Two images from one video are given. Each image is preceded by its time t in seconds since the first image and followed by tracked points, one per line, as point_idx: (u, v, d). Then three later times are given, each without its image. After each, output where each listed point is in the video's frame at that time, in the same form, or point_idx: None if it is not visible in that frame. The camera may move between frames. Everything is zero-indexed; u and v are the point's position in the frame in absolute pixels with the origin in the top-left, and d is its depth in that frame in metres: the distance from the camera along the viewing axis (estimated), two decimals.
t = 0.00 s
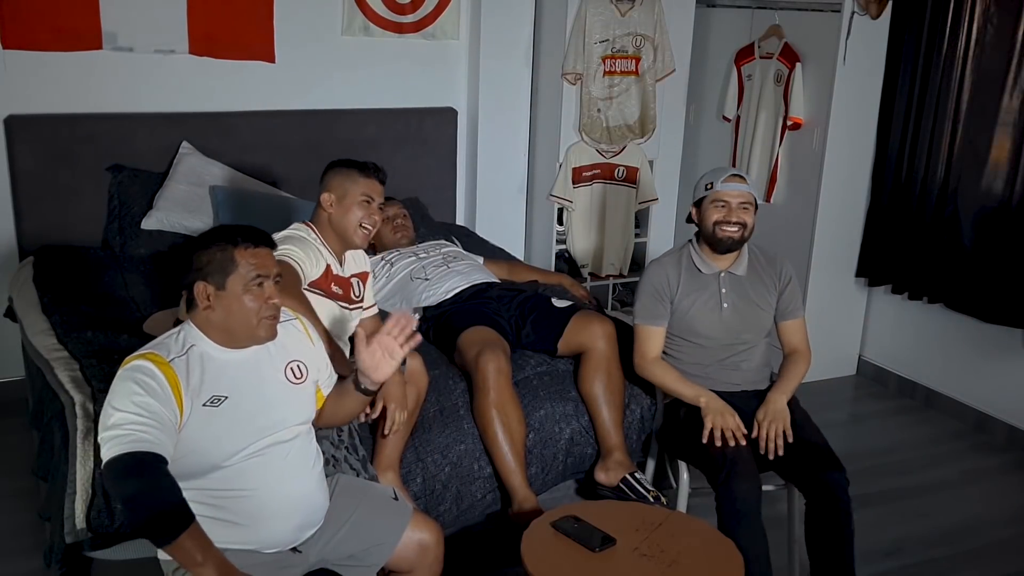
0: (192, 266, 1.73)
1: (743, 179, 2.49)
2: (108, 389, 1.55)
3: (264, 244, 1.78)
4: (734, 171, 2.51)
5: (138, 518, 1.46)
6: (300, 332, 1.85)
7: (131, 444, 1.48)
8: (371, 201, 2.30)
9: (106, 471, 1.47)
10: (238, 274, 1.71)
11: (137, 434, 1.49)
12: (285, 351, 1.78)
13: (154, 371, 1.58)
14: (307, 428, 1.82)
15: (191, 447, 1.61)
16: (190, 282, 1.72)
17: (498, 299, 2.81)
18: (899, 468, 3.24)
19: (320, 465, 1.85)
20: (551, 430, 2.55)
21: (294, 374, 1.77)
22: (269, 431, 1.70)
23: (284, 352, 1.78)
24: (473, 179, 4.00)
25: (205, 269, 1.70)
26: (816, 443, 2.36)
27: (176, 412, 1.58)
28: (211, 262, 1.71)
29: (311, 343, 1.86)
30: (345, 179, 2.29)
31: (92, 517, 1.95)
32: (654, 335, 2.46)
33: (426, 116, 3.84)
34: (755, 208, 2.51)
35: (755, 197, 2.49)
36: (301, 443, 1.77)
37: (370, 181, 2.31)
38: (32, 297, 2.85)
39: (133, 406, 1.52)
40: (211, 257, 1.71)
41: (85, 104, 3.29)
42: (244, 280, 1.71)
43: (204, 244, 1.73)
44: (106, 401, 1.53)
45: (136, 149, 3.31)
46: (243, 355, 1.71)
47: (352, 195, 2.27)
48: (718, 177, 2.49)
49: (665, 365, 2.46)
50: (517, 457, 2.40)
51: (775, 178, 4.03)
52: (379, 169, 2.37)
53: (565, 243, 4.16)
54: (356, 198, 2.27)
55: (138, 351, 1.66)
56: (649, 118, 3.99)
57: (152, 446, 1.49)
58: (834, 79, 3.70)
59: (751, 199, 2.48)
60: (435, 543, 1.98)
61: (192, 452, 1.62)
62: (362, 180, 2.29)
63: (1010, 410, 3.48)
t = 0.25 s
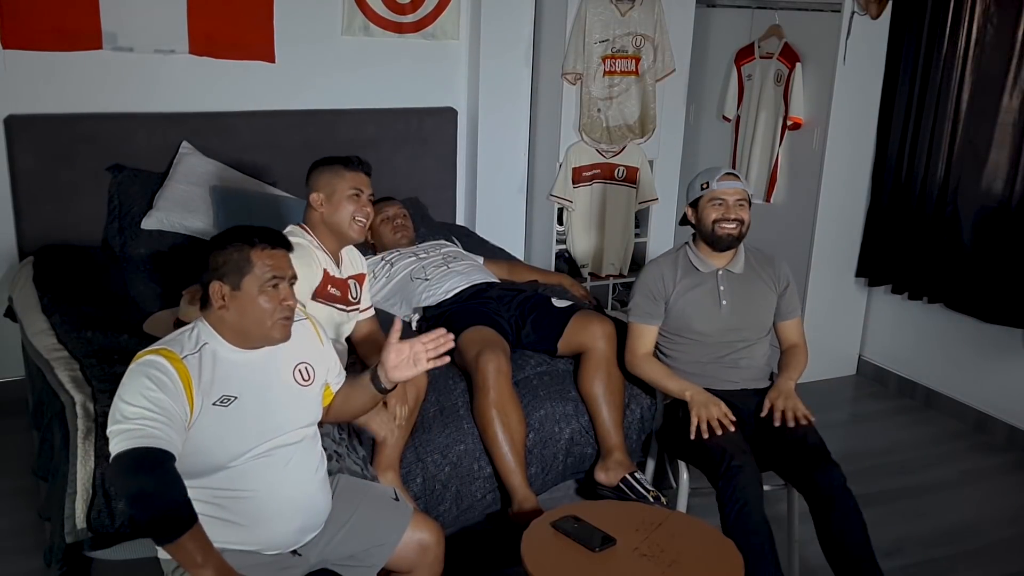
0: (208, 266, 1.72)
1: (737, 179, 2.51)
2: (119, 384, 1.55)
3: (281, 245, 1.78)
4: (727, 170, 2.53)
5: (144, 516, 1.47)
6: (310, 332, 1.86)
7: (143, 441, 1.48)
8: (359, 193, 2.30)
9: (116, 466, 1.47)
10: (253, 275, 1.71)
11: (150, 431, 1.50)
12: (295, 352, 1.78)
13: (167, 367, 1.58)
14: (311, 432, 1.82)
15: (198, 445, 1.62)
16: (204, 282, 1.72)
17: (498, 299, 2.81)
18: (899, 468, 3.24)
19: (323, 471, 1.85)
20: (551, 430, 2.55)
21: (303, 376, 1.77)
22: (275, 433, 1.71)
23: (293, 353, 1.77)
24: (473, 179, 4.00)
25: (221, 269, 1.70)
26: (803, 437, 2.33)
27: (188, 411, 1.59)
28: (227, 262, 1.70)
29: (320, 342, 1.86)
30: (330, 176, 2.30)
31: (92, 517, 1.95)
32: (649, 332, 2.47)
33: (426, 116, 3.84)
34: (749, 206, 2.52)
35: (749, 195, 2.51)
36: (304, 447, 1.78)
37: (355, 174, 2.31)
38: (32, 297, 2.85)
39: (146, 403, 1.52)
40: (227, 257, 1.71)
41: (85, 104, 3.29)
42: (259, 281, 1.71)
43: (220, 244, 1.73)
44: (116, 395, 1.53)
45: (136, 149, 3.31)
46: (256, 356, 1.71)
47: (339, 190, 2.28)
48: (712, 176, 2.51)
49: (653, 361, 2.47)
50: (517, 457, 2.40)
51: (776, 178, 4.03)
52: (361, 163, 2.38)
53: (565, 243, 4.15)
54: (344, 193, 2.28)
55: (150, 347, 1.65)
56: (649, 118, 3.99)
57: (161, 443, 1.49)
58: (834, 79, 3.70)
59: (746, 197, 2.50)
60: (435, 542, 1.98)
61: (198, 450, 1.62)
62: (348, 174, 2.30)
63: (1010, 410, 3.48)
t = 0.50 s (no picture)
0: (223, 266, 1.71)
1: (739, 179, 2.53)
2: (131, 379, 1.55)
3: (295, 249, 1.77)
4: (730, 170, 2.54)
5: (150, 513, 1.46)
6: (318, 337, 1.87)
7: (154, 439, 1.48)
8: (357, 196, 2.28)
9: (125, 462, 1.47)
10: (268, 280, 1.70)
11: (161, 429, 1.50)
12: (303, 355, 1.79)
13: (181, 366, 1.58)
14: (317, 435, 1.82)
15: (207, 445, 1.61)
16: (219, 283, 1.71)
17: (498, 299, 2.81)
18: (899, 468, 3.24)
19: (326, 472, 1.86)
20: (551, 430, 2.54)
21: (310, 380, 1.77)
22: (281, 436, 1.71)
23: (303, 356, 1.78)
24: (473, 179, 4.00)
25: (236, 272, 1.69)
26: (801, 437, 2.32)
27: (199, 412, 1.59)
28: (243, 265, 1.69)
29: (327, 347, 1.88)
30: (324, 181, 2.28)
31: (91, 518, 1.96)
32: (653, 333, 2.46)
33: (426, 116, 3.84)
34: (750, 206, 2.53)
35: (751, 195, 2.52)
36: (308, 451, 1.78)
37: (351, 176, 2.29)
38: (32, 297, 2.85)
39: (159, 400, 1.52)
40: (242, 260, 1.70)
41: (85, 104, 3.29)
42: (274, 284, 1.70)
43: (235, 246, 1.72)
44: (129, 391, 1.53)
45: (135, 149, 3.31)
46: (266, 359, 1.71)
47: (337, 194, 2.26)
48: (716, 176, 2.51)
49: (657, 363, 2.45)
50: (517, 457, 2.40)
51: (776, 178, 4.03)
52: (355, 162, 2.35)
53: (565, 243, 4.15)
54: (343, 198, 2.26)
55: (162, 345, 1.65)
56: (649, 118, 3.99)
57: (173, 441, 1.50)
58: (834, 78, 3.71)
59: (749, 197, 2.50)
60: (435, 542, 1.98)
61: (205, 451, 1.62)
62: (342, 177, 2.28)
63: (1010, 410, 3.48)
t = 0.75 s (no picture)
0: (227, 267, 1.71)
1: (742, 181, 2.53)
2: (132, 381, 1.55)
3: (299, 250, 1.77)
4: (732, 172, 2.54)
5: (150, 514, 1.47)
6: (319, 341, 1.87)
7: (158, 441, 1.48)
8: (367, 203, 2.27)
9: (127, 463, 1.47)
10: (271, 282, 1.69)
11: (166, 432, 1.50)
12: (305, 357, 1.79)
13: (186, 368, 1.58)
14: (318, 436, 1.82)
15: (210, 446, 1.62)
16: (223, 284, 1.71)
17: (497, 299, 2.81)
18: (899, 468, 3.24)
19: (328, 474, 1.86)
20: (551, 430, 2.55)
21: (311, 382, 1.78)
22: (284, 438, 1.71)
23: (305, 358, 1.78)
24: (473, 179, 4.00)
25: (239, 274, 1.69)
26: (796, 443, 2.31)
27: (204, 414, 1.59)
28: (247, 267, 1.69)
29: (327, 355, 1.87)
30: (334, 189, 2.26)
31: (91, 518, 1.95)
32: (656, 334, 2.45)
33: (426, 116, 3.84)
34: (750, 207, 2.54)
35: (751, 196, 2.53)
36: (310, 453, 1.78)
37: (362, 182, 2.28)
38: (32, 297, 2.85)
39: (164, 403, 1.52)
40: (246, 261, 1.70)
41: (85, 104, 3.29)
42: (278, 286, 1.70)
43: (239, 248, 1.72)
44: (133, 392, 1.53)
45: (136, 149, 3.31)
46: (270, 360, 1.71)
47: (346, 203, 2.25)
48: (718, 177, 2.52)
49: (661, 365, 2.43)
50: (517, 457, 2.40)
51: (776, 178, 4.03)
52: (367, 168, 2.34)
53: (565, 243, 4.15)
54: (353, 207, 2.25)
55: (167, 346, 1.65)
56: (649, 118, 3.99)
57: (175, 443, 1.50)
58: (834, 78, 3.71)
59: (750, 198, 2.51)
60: (435, 542, 1.98)
61: (208, 452, 1.62)
62: (352, 185, 2.26)
63: (1010, 410, 3.48)
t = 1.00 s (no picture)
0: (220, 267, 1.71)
1: (742, 181, 2.54)
2: (130, 383, 1.57)
3: (292, 249, 1.77)
4: (731, 171, 2.55)
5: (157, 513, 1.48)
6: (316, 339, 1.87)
7: (164, 439, 1.50)
8: (374, 210, 2.24)
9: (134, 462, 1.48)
10: (264, 281, 1.70)
11: (172, 429, 1.52)
12: (302, 356, 1.79)
13: (185, 367, 1.59)
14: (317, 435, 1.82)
15: (210, 445, 1.62)
16: (217, 284, 1.71)
17: (497, 299, 2.81)
18: (899, 468, 3.24)
19: (327, 474, 1.86)
20: (551, 430, 2.54)
21: (309, 381, 1.78)
22: (284, 436, 1.71)
23: (301, 358, 1.78)
24: (473, 179, 4.00)
25: (233, 273, 1.69)
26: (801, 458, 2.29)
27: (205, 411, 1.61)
28: (240, 267, 1.69)
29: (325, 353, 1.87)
30: (342, 195, 2.24)
31: (91, 517, 1.95)
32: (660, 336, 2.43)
33: (426, 116, 3.84)
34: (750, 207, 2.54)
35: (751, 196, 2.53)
36: (309, 452, 1.78)
37: (370, 189, 2.24)
38: (33, 297, 2.85)
39: (166, 401, 1.54)
40: (239, 261, 1.70)
41: (85, 104, 3.29)
42: (271, 285, 1.70)
43: (232, 247, 1.71)
44: (133, 391, 1.55)
45: (135, 149, 3.31)
46: (266, 360, 1.71)
47: (353, 211, 2.22)
48: (717, 176, 2.52)
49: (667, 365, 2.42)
50: (517, 457, 2.40)
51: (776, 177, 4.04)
52: (376, 172, 2.29)
53: (565, 243, 4.14)
54: (360, 215, 2.22)
55: (163, 345, 1.65)
56: (649, 118, 3.99)
57: (178, 439, 1.52)
58: (834, 78, 3.71)
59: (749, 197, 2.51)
60: (435, 542, 1.98)
61: (208, 452, 1.62)
62: (360, 192, 2.23)
63: (1010, 410, 3.48)
